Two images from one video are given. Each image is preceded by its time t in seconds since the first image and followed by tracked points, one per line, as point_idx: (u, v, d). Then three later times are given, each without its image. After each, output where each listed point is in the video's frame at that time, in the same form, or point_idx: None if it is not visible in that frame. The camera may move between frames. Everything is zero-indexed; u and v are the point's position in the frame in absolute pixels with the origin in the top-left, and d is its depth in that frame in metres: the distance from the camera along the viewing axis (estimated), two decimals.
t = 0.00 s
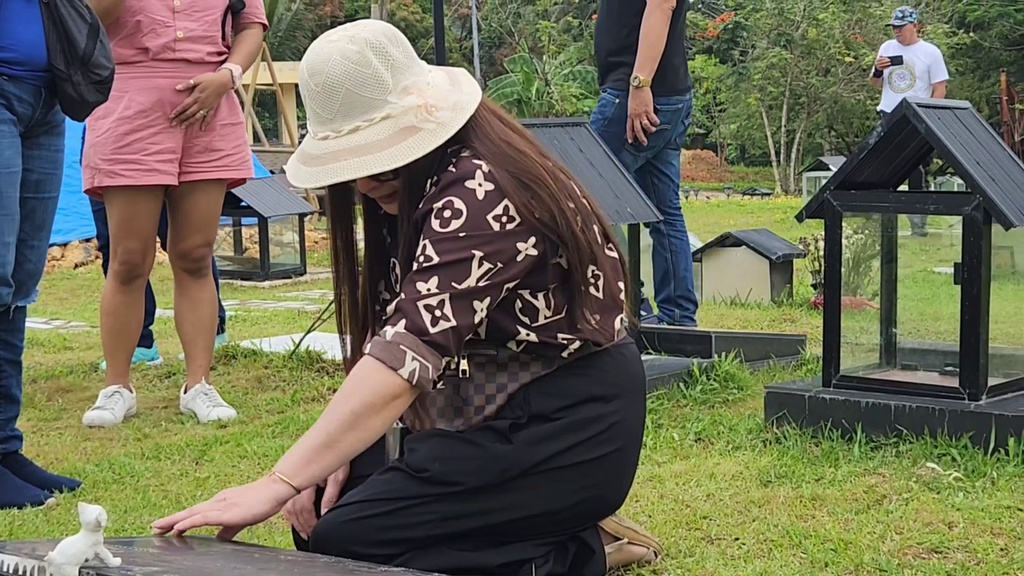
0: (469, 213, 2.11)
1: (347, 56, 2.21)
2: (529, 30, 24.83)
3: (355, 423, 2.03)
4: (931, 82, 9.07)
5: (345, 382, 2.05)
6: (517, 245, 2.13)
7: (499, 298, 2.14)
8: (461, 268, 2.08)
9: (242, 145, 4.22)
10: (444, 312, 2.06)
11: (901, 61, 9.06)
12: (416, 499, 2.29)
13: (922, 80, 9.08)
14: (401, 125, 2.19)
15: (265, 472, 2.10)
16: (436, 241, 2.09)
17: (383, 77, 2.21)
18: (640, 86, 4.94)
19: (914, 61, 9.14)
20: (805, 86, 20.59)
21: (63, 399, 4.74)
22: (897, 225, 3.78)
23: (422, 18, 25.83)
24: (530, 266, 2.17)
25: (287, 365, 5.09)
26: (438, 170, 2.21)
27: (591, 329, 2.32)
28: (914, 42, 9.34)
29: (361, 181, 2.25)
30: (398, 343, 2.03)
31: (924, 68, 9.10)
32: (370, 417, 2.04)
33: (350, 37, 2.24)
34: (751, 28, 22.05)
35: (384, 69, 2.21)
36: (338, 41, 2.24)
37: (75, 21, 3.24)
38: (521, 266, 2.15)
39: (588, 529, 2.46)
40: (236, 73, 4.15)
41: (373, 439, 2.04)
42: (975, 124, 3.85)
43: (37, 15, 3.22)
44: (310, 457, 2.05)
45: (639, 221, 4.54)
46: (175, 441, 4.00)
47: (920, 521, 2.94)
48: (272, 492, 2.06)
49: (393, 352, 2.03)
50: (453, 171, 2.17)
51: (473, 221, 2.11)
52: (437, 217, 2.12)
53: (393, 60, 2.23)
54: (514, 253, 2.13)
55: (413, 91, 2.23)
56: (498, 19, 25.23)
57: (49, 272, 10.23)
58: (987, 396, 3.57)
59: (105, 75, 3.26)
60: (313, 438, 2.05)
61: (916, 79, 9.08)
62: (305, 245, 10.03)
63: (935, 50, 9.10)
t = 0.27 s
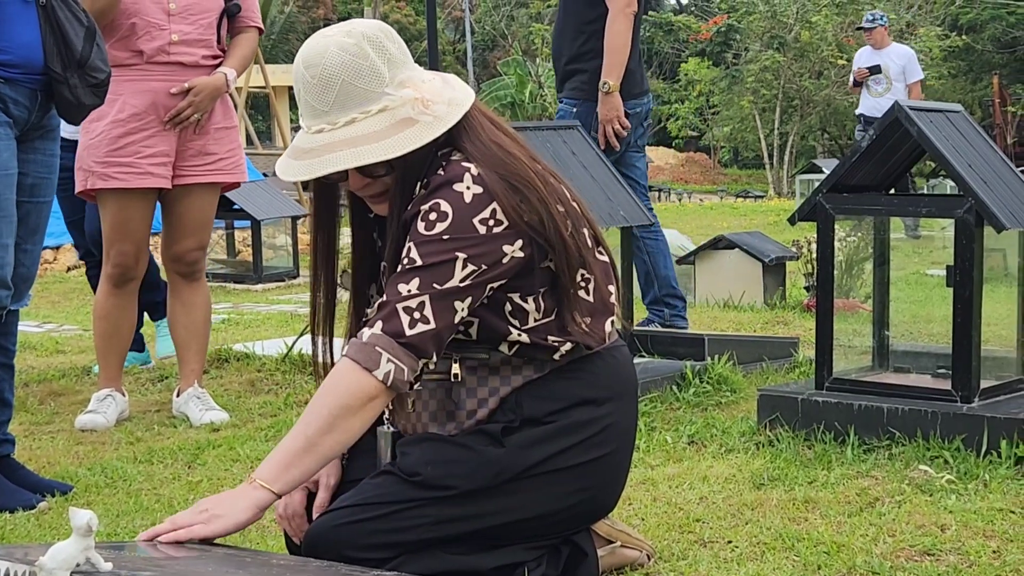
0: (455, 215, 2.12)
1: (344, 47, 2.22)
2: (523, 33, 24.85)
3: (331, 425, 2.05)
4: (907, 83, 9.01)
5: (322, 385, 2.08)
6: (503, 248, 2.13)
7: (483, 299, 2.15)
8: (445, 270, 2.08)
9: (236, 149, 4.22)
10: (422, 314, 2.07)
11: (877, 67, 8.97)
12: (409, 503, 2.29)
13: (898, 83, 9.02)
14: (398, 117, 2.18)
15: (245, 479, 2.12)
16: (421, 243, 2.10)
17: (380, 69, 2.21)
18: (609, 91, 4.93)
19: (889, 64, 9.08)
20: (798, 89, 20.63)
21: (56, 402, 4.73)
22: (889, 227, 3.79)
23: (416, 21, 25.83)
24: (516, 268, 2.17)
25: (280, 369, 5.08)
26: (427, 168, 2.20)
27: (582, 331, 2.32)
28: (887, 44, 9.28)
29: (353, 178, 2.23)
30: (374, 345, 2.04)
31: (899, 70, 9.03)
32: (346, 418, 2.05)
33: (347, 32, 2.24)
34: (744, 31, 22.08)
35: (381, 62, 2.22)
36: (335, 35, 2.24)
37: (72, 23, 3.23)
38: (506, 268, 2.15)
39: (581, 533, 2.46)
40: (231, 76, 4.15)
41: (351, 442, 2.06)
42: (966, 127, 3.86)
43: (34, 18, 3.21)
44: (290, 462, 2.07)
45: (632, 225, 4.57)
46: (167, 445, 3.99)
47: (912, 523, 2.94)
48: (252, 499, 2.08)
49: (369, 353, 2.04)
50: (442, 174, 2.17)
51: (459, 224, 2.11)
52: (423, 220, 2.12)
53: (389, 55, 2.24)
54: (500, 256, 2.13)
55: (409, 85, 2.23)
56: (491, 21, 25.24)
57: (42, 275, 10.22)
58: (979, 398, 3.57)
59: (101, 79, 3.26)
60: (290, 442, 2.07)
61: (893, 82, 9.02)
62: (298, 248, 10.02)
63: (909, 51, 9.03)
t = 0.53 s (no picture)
0: (447, 222, 2.12)
1: (348, 35, 2.23)
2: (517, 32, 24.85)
3: (328, 438, 2.05)
4: (882, 80, 8.94)
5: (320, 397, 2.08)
6: (496, 252, 2.13)
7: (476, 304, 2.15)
8: (437, 276, 2.08)
9: (232, 150, 4.22)
10: (416, 322, 2.07)
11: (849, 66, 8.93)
12: (404, 504, 2.29)
13: (873, 81, 8.96)
14: (400, 105, 2.17)
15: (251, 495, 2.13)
16: (413, 251, 2.10)
17: (383, 58, 2.22)
18: (560, 90, 4.92)
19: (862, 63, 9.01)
20: (792, 88, 20.66)
21: (50, 403, 4.72)
22: (884, 227, 3.79)
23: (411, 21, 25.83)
24: (510, 273, 2.16)
25: (274, 369, 5.08)
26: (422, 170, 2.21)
27: (577, 334, 2.32)
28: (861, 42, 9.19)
29: (349, 170, 2.21)
30: (368, 354, 2.05)
31: (872, 67, 8.96)
32: (343, 431, 2.05)
33: (351, 22, 2.26)
34: (739, 31, 22.09)
35: (384, 52, 2.23)
36: (339, 24, 2.26)
37: (66, 25, 3.22)
38: (500, 273, 2.15)
39: (576, 533, 2.46)
40: (227, 76, 4.14)
41: (350, 455, 2.06)
42: (961, 126, 3.86)
43: (30, 20, 3.20)
44: (293, 477, 2.08)
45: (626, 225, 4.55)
46: (162, 445, 3.99)
47: (907, 523, 2.94)
48: (256, 515, 2.10)
49: (364, 364, 2.04)
50: (434, 179, 2.16)
51: (451, 229, 2.11)
52: (415, 226, 2.12)
53: (392, 46, 2.25)
54: (493, 261, 2.13)
55: (411, 75, 2.23)
56: (486, 21, 25.23)
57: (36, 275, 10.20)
58: (973, 397, 3.58)
59: (94, 82, 3.24)
60: (290, 459, 2.08)
61: (867, 81, 8.96)
62: (292, 248, 10.01)
63: (881, 48, 8.95)
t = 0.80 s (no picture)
0: (443, 229, 2.12)
1: (350, 18, 2.24)
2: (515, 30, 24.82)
3: (331, 450, 2.08)
4: (873, 77, 8.88)
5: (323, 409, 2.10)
6: (494, 257, 2.14)
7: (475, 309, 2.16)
8: (436, 285, 2.09)
9: (231, 149, 4.22)
10: (418, 332, 2.09)
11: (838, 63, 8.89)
12: (402, 503, 2.29)
13: (863, 78, 8.91)
14: (397, 89, 2.17)
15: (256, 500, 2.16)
16: (411, 260, 2.11)
17: (383, 44, 2.24)
18: (506, 90, 4.74)
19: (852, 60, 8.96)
20: (791, 86, 20.65)
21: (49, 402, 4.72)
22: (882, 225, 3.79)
23: (410, 19, 25.81)
24: (508, 276, 2.17)
25: (273, 368, 5.08)
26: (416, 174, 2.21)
27: (571, 334, 2.30)
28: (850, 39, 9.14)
29: (341, 155, 2.19)
30: (371, 367, 2.07)
31: (862, 65, 8.91)
32: (346, 444, 2.08)
33: (353, 7, 2.27)
34: (738, 29, 22.08)
35: (384, 38, 2.24)
36: (342, 10, 2.28)
37: (69, 27, 3.23)
38: (498, 277, 2.15)
39: (575, 532, 2.46)
40: (226, 75, 4.14)
41: (350, 467, 2.08)
42: (959, 124, 3.86)
43: (31, 21, 3.20)
44: (293, 485, 2.11)
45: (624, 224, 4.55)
46: (161, 444, 3.99)
47: (905, 521, 2.94)
48: (256, 520, 2.12)
49: (367, 377, 2.07)
50: (428, 185, 2.16)
51: (448, 236, 2.12)
52: (412, 235, 2.13)
53: (393, 33, 2.26)
54: (491, 265, 2.13)
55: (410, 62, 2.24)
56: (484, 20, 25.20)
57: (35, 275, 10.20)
58: (972, 395, 3.58)
59: (97, 84, 3.27)
60: (292, 466, 2.11)
61: (857, 78, 8.90)
62: (291, 246, 10.01)
63: (871, 45, 8.87)
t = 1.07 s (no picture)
0: (447, 230, 2.12)
1: (353, 16, 2.25)
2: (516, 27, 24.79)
3: (332, 449, 2.08)
4: (869, 77, 8.86)
5: (325, 408, 2.10)
6: (497, 257, 2.14)
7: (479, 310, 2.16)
8: (440, 286, 2.09)
9: (231, 147, 4.21)
10: (422, 333, 2.09)
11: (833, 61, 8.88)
12: (402, 502, 2.30)
13: (859, 77, 8.88)
14: (399, 87, 2.18)
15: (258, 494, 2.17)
16: (415, 261, 2.11)
17: (385, 42, 2.24)
18: (494, 90, 4.64)
19: (849, 58, 8.93)
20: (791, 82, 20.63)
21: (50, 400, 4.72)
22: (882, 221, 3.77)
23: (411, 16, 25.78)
24: (510, 277, 2.17)
25: (273, 365, 5.08)
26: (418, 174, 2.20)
27: (570, 334, 2.31)
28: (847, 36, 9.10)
29: (340, 154, 2.19)
30: (374, 368, 2.07)
31: (859, 64, 8.89)
32: (348, 443, 2.08)
33: (356, 5, 2.28)
34: (739, 25, 22.06)
35: (387, 37, 2.25)
36: (344, 8, 2.28)
37: (74, 25, 3.23)
38: (501, 279, 2.15)
39: (575, 529, 2.46)
40: (226, 73, 4.14)
41: (347, 465, 2.09)
42: (959, 121, 3.86)
43: (37, 18, 3.20)
44: (292, 481, 2.11)
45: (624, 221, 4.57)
46: (161, 442, 3.99)
47: (905, 518, 2.94)
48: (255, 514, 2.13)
49: (370, 378, 2.07)
50: (431, 186, 2.16)
51: (451, 237, 2.12)
52: (416, 235, 2.13)
53: (396, 31, 2.26)
54: (493, 266, 2.13)
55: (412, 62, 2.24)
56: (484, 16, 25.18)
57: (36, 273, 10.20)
58: (972, 392, 3.58)
59: (101, 82, 3.28)
60: (291, 465, 2.11)
61: (853, 77, 8.88)
62: (292, 243, 10.00)
63: (869, 44, 8.86)
